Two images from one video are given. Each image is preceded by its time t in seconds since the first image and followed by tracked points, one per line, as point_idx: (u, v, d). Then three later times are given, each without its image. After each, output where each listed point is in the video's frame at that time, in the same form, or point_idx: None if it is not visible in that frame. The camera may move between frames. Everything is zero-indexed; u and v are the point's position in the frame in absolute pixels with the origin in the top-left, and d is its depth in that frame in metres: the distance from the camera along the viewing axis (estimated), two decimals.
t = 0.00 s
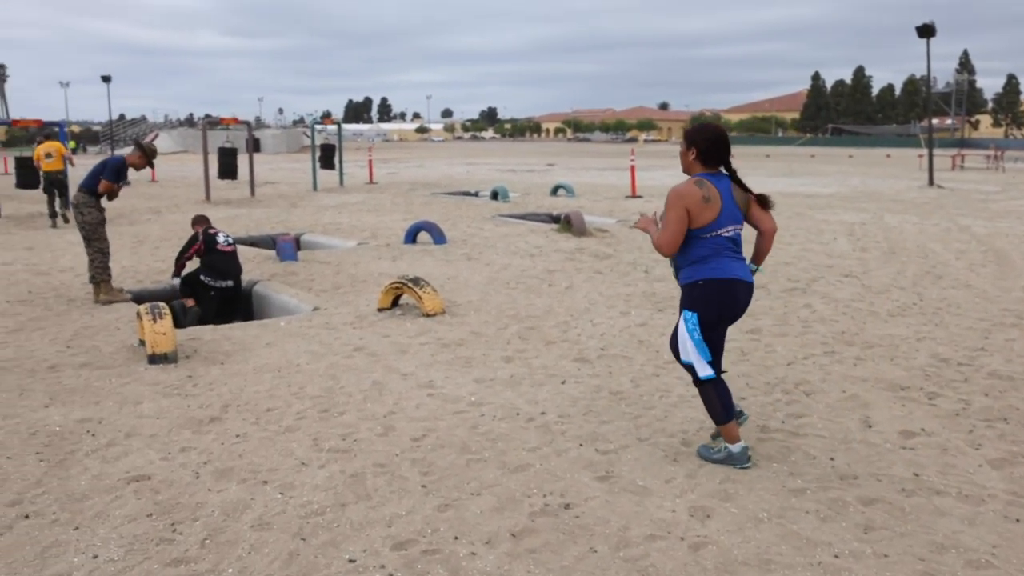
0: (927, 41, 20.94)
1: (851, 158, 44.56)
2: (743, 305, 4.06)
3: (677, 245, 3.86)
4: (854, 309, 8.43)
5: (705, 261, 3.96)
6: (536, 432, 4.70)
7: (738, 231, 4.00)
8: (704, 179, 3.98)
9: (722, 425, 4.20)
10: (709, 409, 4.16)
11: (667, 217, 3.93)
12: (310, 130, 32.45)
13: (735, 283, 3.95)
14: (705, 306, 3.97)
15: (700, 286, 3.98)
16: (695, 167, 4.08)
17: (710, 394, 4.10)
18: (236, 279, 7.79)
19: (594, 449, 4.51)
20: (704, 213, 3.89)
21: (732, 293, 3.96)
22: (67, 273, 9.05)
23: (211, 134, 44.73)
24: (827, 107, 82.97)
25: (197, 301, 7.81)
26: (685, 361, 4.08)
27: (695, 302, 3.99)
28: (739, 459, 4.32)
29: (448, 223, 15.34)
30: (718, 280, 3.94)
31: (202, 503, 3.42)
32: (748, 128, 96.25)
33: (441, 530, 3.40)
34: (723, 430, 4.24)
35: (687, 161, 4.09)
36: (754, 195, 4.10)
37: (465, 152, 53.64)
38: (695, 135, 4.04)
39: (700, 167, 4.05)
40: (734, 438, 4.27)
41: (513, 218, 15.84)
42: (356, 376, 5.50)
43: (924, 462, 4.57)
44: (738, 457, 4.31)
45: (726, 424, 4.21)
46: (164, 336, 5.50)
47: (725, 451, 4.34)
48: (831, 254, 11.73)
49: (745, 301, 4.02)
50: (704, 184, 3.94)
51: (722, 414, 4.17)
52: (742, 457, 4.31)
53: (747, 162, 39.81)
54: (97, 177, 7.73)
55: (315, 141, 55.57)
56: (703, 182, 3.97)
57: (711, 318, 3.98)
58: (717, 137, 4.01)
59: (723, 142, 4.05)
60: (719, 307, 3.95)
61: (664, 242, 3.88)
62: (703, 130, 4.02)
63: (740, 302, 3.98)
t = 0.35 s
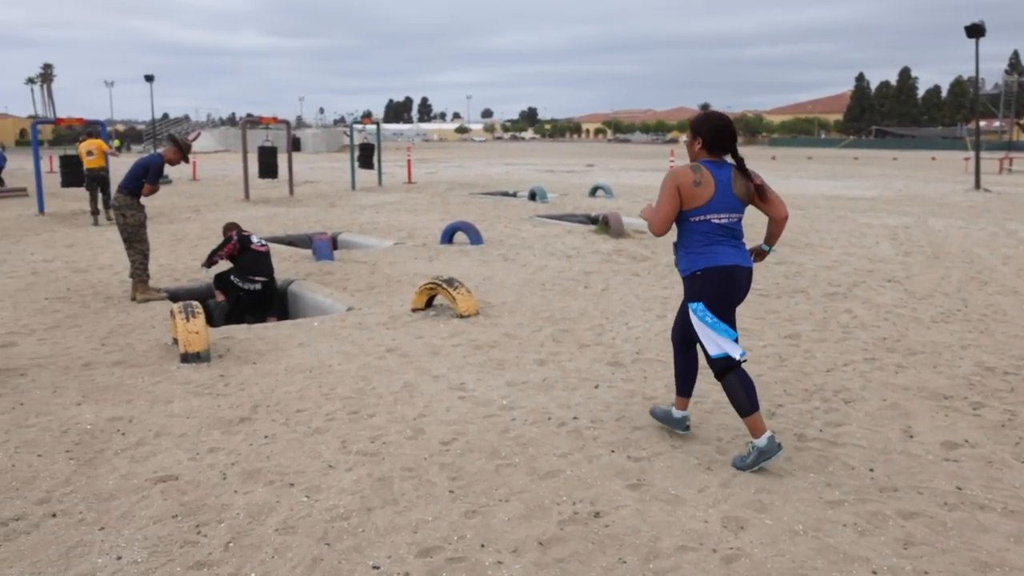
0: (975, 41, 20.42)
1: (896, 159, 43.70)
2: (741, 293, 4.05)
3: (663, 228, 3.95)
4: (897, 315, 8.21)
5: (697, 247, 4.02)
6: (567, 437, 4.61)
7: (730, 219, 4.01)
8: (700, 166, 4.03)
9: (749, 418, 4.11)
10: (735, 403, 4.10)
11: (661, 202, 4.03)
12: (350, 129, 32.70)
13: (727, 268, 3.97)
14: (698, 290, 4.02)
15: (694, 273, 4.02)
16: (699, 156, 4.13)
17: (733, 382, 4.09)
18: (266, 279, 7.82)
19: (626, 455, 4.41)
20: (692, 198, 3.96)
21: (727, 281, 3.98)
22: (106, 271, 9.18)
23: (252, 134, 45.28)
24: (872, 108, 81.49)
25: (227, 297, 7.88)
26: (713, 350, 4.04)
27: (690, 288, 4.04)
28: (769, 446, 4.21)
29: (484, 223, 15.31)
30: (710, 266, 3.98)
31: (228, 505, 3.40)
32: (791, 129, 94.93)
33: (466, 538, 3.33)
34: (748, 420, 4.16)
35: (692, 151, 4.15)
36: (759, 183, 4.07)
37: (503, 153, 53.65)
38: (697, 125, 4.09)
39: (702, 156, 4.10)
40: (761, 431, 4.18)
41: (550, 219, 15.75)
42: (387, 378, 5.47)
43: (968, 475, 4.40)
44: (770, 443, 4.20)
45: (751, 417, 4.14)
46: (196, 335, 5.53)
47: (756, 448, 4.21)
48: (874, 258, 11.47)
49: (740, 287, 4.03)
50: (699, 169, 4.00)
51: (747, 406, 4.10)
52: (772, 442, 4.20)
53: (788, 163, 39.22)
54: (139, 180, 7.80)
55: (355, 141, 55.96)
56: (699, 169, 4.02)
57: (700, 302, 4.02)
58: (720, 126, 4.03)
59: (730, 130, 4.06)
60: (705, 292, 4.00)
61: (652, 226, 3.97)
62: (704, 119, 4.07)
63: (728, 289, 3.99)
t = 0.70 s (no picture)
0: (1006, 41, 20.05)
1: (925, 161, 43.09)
2: (730, 293, 4.03)
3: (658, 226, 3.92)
4: (924, 319, 8.03)
5: (688, 246, 3.99)
6: (583, 442, 4.52)
7: (722, 218, 3.98)
8: (694, 166, 4.02)
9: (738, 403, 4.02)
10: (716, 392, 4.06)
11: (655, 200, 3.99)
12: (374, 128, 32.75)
13: (719, 267, 3.95)
14: (688, 288, 3.98)
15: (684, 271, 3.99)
16: (692, 157, 4.12)
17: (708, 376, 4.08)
18: (285, 284, 7.80)
19: (643, 462, 4.31)
20: (686, 197, 3.94)
21: (717, 279, 3.96)
22: (128, 268, 9.21)
23: (278, 132, 45.52)
24: (901, 109, 80.44)
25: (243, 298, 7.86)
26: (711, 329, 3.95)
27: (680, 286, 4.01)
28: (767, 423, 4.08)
29: (506, 223, 15.24)
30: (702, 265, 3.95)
31: (235, 508, 3.35)
32: (818, 130, 94.00)
33: (476, 546, 3.26)
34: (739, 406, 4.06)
35: (685, 152, 4.15)
36: (750, 185, 4.08)
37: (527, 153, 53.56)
38: (691, 126, 4.10)
39: (694, 156, 4.10)
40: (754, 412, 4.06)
41: (572, 219, 15.64)
42: (402, 379, 5.40)
43: (997, 488, 4.25)
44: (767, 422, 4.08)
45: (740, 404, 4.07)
46: (212, 333, 5.50)
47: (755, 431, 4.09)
48: (900, 261, 11.26)
49: (730, 287, 4.01)
50: (692, 168, 3.99)
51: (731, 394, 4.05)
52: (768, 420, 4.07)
53: (815, 164, 38.82)
54: (162, 178, 7.79)
55: (380, 139, 56.10)
56: (693, 169, 4.01)
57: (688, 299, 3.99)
58: (711, 127, 4.02)
59: (722, 130, 4.04)
60: (692, 290, 3.97)
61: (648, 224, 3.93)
62: (698, 120, 4.07)
63: (717, 288, 3.96)
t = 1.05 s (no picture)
0: None
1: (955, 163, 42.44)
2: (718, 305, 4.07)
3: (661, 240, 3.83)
4: (953, 325, 7.83)
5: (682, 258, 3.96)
6: (599, 450, 4.42)
7: (715, 228, 3.97)
8: (687, 176, 3.95)
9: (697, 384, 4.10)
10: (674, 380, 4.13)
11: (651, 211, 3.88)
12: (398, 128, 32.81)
13: (712, 281, 3.97)
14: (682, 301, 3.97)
15: (676, 283, 3.97)
16: (679, 165, 4.05)
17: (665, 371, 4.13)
18: (302, 281, 7.76)
19: (659, 471, 4.20)
20: (684, 209, 3.88)
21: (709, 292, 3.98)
22: (148, 267, 9.23)
23: (302, 132, 45.75)
24: (930, 110, 79.38)
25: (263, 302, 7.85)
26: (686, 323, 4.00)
27: (670, 297, 3.98)
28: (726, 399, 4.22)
29: (528, 224, 15.15)
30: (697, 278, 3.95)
31: (240, 514, 3.29)
32: (846, 131, 93.02)
33: (485, 559, 3.16)
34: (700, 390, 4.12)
35: (672, 160, 4.05)
36: (735, 195, 4.09)
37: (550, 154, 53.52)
38: (680, 134, 4.00)
39: (684, 165, 4.02)
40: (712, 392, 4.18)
41: (594, 220, 15.51)
42: (416, 383, 5.32)
43: None
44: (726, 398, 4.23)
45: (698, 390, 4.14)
46: (227, 333, 5.46)
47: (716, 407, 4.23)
48: (929, 265, 11.02)
49: (719, 299, 4.04)
50: (686, 178, 3.92)
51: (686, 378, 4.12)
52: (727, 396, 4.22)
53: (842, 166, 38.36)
54: (182, 176, 7.77)
55: (404, 139, 56.22)
56: (687, 179, 3.94)
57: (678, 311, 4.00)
58: (702, 137, 3.96)
59: (710, 139, 4.00)
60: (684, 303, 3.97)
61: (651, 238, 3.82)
62: (688, 128, 3.99)
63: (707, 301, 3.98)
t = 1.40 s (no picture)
0: None
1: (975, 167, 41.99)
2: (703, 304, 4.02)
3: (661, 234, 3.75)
4: (973, 333, 7.66)
5: (672, 255, 3.90)
6: (607, 460, 4.32)
7: (702, 227, 3.94)
8: (677, 174, 3.91)
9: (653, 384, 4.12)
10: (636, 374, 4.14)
11: (647, 206, 3.80)
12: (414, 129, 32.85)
13: (700, 279, 3.93)
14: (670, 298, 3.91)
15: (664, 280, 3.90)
16: (664, 164, 4.02)
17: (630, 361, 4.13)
18: (309, 275, 7.72)
19: (669, 482, 4.09)
20: (678, 204, 3.83)
21: (695, 291, 3.93)
22: (160, 267, 9.21)
23: (319, 133, 45.90)
24: (951, 113, 78.68)
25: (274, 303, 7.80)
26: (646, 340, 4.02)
27: (659, 294, 3.92)
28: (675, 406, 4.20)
29: (542, 225, 15.07)
30: (686, 276, 3.90)
31: (237, 523, 3.22)
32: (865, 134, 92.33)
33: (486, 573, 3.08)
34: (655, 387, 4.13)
35: (657, 158, 4.01)
36: (715, 198, 4.10)
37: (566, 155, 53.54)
38: (665, 133, 3.98)
39: (670, 164, 3.99)
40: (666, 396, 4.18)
41: (609, 222, 15.40)
42: (423, 388, 5.24)
43: None
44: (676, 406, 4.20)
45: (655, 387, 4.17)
46: (233, 335, 5.39)
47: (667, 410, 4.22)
48: (948, 271, 10.84)
49: (704, 298, 3.99)
50: (677, 176, 3.89)
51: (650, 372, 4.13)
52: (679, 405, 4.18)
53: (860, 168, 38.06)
54: (195, 173, 7.72)
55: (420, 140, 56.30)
56: (677, 177, 3.90)
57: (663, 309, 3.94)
58: (686, 135, 3.95)
59: (693, 139, 3.99)
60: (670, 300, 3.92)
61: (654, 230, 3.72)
62: (673, 128, 3.98)
63: (693, 300, 3.94)
